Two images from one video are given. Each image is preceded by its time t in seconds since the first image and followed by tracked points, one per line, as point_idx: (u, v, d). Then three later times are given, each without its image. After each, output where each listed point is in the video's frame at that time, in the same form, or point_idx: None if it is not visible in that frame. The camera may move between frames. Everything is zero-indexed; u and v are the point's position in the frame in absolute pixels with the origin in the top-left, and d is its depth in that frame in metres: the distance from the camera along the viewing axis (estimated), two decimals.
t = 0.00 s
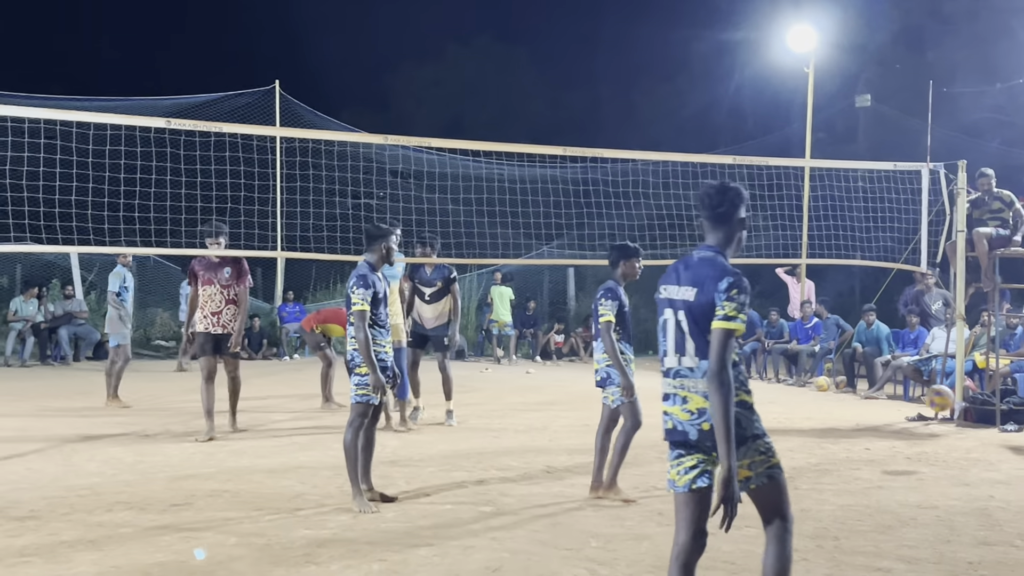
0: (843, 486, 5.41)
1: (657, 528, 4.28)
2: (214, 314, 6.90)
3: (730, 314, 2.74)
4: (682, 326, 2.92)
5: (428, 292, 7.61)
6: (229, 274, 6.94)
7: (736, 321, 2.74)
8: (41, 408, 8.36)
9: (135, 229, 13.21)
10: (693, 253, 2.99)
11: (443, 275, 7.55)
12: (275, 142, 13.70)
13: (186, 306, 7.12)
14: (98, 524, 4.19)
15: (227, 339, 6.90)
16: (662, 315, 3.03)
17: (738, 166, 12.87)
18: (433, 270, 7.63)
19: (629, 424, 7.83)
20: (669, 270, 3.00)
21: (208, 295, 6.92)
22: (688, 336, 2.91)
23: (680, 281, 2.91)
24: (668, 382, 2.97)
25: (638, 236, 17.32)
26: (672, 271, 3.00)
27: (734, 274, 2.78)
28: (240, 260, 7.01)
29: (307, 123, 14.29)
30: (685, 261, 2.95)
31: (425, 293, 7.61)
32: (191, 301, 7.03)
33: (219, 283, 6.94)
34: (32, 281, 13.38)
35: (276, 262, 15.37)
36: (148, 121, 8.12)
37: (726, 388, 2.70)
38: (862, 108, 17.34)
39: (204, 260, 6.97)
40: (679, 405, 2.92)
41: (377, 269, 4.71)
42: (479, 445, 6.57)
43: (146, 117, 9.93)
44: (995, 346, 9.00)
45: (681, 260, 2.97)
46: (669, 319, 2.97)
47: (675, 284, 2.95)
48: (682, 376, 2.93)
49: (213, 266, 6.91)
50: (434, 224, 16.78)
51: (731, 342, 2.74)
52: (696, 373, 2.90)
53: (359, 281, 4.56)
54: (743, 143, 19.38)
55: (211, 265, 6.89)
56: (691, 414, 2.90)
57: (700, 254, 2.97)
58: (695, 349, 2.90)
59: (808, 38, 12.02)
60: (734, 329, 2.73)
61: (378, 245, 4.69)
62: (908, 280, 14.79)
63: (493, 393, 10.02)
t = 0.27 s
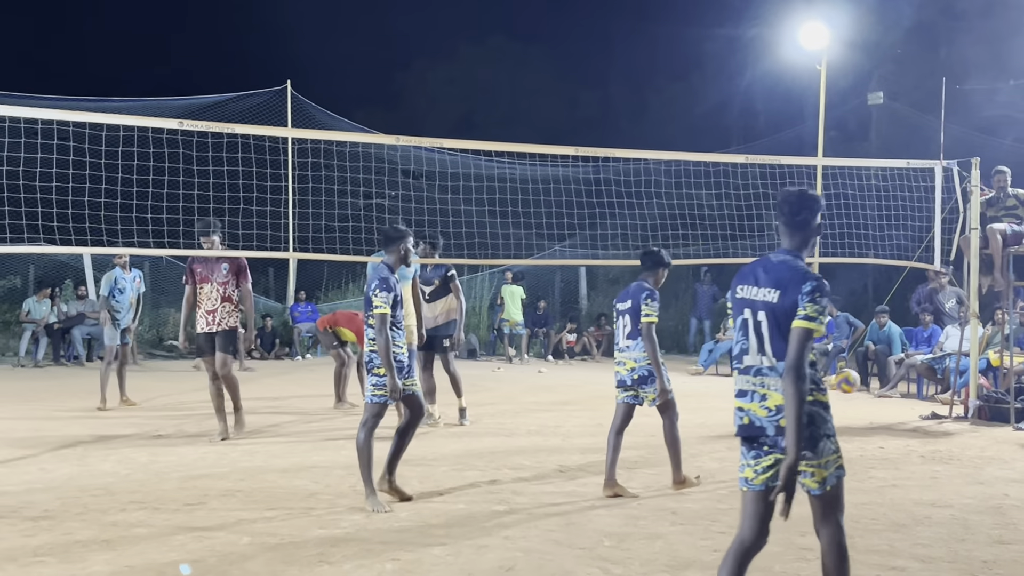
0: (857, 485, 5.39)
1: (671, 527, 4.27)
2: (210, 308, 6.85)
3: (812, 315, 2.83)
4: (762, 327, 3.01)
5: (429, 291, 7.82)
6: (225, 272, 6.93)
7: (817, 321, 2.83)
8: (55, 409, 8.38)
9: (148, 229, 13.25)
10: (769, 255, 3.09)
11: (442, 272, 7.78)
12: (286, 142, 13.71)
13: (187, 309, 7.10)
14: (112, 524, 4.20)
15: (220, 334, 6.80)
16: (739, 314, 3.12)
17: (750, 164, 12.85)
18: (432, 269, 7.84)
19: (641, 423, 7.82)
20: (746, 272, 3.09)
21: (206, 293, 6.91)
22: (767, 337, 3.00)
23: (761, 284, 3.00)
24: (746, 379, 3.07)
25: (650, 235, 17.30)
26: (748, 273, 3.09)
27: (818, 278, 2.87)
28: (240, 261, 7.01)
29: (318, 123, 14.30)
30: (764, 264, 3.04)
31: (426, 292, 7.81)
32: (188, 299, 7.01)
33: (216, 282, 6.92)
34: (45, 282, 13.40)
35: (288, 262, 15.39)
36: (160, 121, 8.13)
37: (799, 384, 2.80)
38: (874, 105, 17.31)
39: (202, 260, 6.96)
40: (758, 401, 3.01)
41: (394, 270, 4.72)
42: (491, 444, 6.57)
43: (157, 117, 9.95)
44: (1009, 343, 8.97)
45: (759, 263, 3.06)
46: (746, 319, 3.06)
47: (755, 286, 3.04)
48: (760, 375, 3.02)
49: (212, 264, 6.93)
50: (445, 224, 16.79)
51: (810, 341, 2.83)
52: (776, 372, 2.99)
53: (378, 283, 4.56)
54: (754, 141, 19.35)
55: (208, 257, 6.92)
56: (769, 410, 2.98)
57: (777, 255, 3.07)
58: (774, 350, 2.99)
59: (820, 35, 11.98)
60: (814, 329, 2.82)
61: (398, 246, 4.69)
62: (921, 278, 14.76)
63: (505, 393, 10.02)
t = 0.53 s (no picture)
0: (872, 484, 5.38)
1: (686, 526, 4.27)
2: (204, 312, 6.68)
3: (900, 309, 2.89)
4: (831, 312, 3.02)
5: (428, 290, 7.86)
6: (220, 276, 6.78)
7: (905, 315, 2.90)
8: (70, 408, 8.41)
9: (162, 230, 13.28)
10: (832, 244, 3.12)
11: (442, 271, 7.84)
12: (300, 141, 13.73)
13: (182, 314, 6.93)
14: (128, 523, 4.21)
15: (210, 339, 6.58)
16: (802, 299, 3.12)
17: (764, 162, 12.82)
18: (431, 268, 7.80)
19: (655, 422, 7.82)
20: (812, 259, 3.10)
21: (201, 297, 6.77)
22: (834, 322, 3.01)
23: (835, 270, 3.02)
24: (808, 362, 3.08)
25: (663, 233, 17.29)
26: (813, 260, 3.11)
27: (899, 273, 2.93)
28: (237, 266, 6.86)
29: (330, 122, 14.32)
30: (834, 251, 3.07)
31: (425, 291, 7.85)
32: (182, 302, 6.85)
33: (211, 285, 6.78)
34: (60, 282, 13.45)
35: (302, 262, 15.42)
36: (174, 122, 8.16)
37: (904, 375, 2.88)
38: (887, 103, 17.26)
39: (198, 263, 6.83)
40: (819, 384, 3.03)
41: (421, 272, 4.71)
42: (506, 443, 6.57)
43: (171, 118, 9.98)
44: None
45: (826, 249, 3.09)
46: (812, 305, 3.07)
47: (825, 272, 3.05)
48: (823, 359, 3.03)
49: (207, 266, 6.80)
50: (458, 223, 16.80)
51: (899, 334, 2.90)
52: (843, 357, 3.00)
53: (406, 282, 4.57)
54: (768, 140, 19.31)
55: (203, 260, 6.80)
56: (829, 394, 3.01)
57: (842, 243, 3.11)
58: (842, 336, 3.00)
59: (833, 33, 11.95)
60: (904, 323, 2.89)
61: (425, 247, 4.69)
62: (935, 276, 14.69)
63: (519, 392, 10.02)
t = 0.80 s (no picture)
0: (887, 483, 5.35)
1: (700, 525, 4.26)
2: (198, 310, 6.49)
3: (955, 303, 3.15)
4: (889, 318, 3.18)
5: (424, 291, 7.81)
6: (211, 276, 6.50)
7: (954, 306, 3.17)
8: (86, 407, 8.43)
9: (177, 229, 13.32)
10: (868, 256, 3.32)
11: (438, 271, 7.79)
12: (313, 141, 13.75)
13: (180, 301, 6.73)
14: (143, 522, 4.23)
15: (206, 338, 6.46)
16: (849, 309, 3.27)
17: (779, 160, 12.77)
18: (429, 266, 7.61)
19: (670, 421, 7.80)
20: (857, 270, 3.27)
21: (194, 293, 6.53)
22: (893, 326, 3.18)
23: (887, 276, 3.21)
24: (863, 367, 3.21)
25: (677, 232, 17.28)
26: (857, 271, 3.28)
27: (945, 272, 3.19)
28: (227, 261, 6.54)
29: (344, 122, 14.31)
30: (878, 260, 3.26)
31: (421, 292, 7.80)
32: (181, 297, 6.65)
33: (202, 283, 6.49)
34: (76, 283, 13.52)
35: (317, 261, 15.45)
36: (188, 122, 8.16)
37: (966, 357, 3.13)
38: (902, 101, 17.22)
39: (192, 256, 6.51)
40: (871, 387, 3.18)
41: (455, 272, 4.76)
42: (519, 442, 6.57)
43: (186, 118, 10.00)
44: None
45: (869, 260, 3.27)
46: (866, 312, 3.22)
47: (876, 281, 3.22)
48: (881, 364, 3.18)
49: (197, 263, 6.49)
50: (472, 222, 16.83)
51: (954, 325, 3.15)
52: (901, 360, 3.16)
53: (442, 279, 4.61)
54: (782, 138, 19.27)
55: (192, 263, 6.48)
56: (880, 396, 3.16)
57: (877, 254, 3.32)
58: (898, 340, 3.17)
59: (848, 31, 11.89)
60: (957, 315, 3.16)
61: (456, 247, 4.74)
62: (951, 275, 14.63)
63: (533, 390, 10.02)
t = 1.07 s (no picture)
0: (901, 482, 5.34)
1: (714, 524, 4.26)
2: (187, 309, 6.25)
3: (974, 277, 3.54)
4: (923, 297, 3.56)
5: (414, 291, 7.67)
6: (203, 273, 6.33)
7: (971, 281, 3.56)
8: (100, 406, 8.47)
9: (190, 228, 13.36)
10: (893, 243, 3.69)
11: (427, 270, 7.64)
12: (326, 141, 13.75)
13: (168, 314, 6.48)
14: (158, 521, 4.24)
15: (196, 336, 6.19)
16: (882, 291, 3.62)
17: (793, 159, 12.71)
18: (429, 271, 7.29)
19: (684, 421, 7.79)
20: (888, 256, 3.63)
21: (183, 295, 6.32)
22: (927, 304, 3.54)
23: (917, 259, 3.58)
24: (900, 345, 3.56)
25: (690, 232, 17.25)
26: (887, 257, 3.65)
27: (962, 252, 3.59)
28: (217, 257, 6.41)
29: (357, 122, 14.31)
30: (905, 246, 3.63)
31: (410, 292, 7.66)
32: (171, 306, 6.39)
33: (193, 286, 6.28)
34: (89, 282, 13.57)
35: (330, 261, 15.46)
36: (202, 122, 8.18)
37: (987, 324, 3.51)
38: (916, 99, 17.15)
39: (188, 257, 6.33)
40: (908, 362, 3.52)
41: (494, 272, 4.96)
42: (532, 442, 6.57)
43: (199, 119, 10.02)
44: None
45: (897, 246, 3.64)
46: (901, 293, 3.58)
47: (906, 265, 3.60)
48: (918, 338, 3.53)
49: (188, 263, 6.35)
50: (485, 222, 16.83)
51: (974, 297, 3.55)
52: (936, 334, 3.53)
53: (482, 278, 4.74)
54: (797, 137, 19.21)
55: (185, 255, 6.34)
56: (919, 370, 3.51)
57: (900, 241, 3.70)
58: (931, 316, 3.54)
59: (862, 29, 11.84)
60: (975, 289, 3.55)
61: (494, 249, 4.94)
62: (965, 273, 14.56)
63: (547, 390, 10.02)
